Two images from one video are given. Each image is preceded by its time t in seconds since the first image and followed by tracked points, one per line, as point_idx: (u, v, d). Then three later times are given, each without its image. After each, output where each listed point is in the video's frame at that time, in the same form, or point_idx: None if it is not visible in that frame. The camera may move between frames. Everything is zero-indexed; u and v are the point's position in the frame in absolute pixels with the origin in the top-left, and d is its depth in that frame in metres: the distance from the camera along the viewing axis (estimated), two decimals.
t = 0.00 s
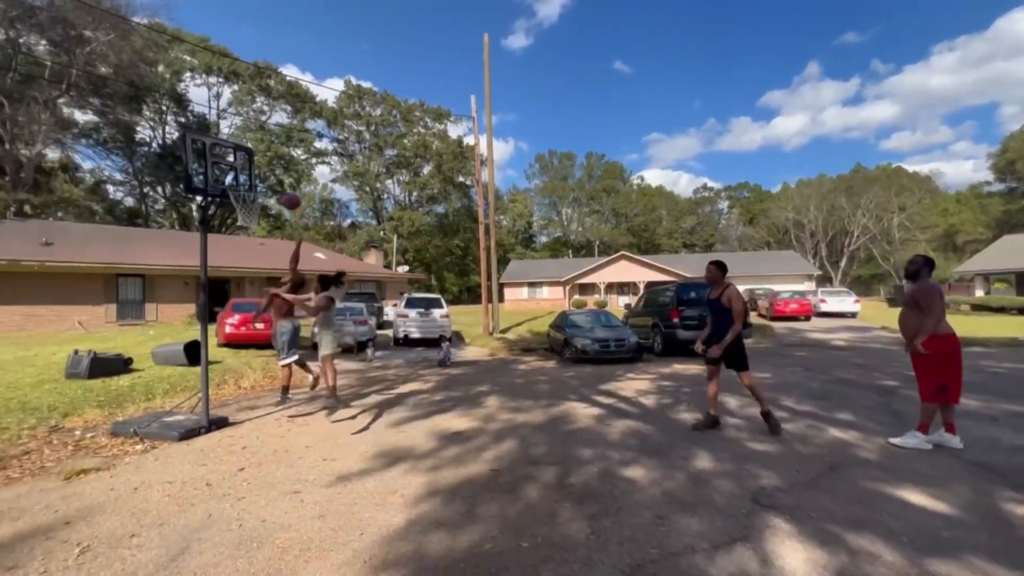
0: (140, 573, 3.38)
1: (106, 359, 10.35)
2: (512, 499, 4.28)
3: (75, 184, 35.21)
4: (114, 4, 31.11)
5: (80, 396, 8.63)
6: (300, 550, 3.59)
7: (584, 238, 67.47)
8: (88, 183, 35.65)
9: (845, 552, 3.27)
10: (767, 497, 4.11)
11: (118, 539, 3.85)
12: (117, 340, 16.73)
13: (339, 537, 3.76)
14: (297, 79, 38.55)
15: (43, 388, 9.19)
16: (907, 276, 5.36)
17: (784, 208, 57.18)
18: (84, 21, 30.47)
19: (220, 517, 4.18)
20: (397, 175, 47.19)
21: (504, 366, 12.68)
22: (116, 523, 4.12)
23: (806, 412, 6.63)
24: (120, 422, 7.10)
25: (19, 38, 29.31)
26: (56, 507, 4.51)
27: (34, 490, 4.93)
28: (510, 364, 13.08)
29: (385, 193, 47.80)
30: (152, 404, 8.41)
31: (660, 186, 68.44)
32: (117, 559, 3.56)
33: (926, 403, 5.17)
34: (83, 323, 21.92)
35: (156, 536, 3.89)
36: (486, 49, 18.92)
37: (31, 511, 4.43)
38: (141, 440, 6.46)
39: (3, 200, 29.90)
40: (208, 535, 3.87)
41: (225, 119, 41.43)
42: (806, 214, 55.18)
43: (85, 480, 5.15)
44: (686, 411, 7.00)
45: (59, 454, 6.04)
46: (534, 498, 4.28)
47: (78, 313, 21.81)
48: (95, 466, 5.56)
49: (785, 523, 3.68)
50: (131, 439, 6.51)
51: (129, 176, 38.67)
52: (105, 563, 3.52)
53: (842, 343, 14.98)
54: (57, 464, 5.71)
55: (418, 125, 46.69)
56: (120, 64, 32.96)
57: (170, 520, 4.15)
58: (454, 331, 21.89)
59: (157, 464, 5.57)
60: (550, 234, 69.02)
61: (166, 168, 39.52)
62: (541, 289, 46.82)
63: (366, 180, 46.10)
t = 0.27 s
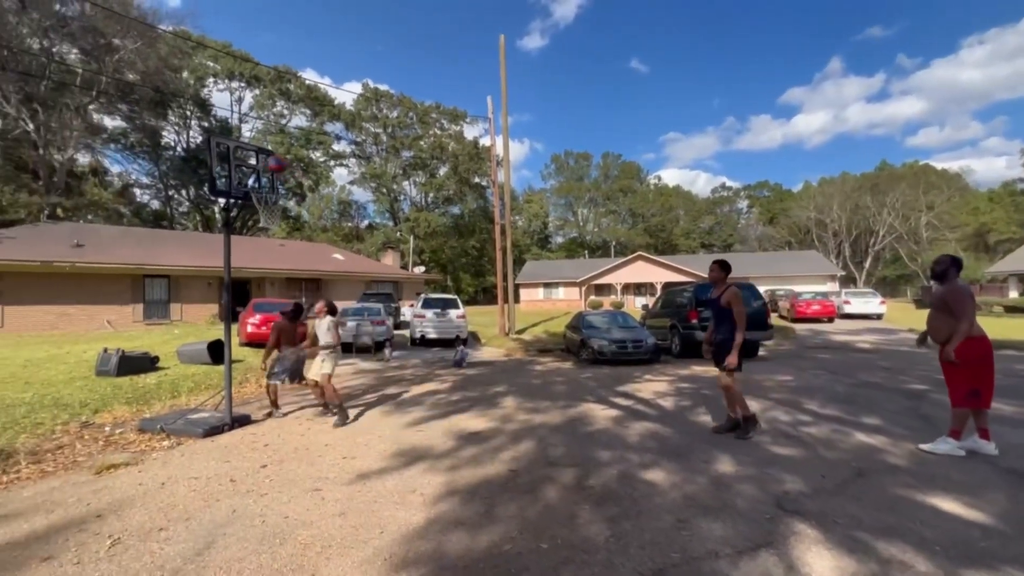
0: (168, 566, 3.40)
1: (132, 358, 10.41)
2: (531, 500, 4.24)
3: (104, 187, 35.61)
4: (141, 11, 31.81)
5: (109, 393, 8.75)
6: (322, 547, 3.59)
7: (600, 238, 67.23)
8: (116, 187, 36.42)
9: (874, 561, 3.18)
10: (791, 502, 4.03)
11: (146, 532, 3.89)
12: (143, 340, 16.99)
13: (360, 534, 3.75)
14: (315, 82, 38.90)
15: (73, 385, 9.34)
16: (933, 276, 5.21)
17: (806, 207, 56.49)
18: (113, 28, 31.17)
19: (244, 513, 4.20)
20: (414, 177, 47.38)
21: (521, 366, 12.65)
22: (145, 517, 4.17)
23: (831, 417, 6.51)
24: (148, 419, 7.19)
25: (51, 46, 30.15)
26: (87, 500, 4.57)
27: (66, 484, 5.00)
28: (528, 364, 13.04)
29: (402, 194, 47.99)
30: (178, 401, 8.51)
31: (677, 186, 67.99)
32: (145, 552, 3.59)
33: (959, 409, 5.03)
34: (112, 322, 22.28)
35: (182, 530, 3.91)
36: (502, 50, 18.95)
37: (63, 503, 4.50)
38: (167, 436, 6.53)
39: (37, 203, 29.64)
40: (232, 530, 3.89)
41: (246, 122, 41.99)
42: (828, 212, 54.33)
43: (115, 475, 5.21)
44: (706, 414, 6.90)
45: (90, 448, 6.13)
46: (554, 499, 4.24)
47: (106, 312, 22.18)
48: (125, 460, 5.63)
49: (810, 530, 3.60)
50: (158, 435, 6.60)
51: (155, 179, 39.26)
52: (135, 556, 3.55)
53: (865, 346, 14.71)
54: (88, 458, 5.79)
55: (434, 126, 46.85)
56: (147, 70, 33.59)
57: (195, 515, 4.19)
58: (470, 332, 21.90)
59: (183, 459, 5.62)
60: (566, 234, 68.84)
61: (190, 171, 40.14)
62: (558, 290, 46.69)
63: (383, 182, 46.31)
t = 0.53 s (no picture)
0: (185, 562, 3.41)
1: (149, 356, 10.51)
2: (543, 501, 4.21)
3: (123, 189, 36.12)
4: (159, 15, 32.23)
5: (127, 391, 8.82)
6: (336, 545, 3.59)
7: (611, 238, 67.06)
8: (134, 189, 36.96)
9: (893, 567, 3.12)
10: (807, 507, 3.97)
11: (163, 528, 3.90)
12: (159, 338, 17.16)
13: (373, 533, 3.74)
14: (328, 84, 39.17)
15: (92, 383, 9.43)
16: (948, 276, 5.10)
17: (821, 207, 56.04)
18: (131, 33, 31.56)
19: (259, 511, 4.20)
20: (425, 178, 47.52)
21: (532, 367, 12.61)
22: (162, 513, 4.18)
23: (848, 420, 6.42)
24: (164, 416, 7.24)
25: (71, 50, 30.68)
26: (107, 495, 4.61)
27: (85, 479, 5.04)
28: (539, 365, 13.01)
29: (413, 195, 48.12)
30: (193, 399, 8.56)
31: (689, 186, 67.69)
32: (163, 547, 3.60)
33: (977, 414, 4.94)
34: (129, 321, 22.50)
35: (198, 527, 3.92)
36: (512, 51, 18.92)
37: (84, 498, 4.53)
38: (183, 434, 6.56)
39: (59, 204, 30.00)
40: (248, 527, 3.90)
41: (260, 124, 42.33)
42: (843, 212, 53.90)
43: (133, 471, 5.25)
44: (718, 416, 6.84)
45: (109, 445, 6.18)
46: (566, 501, 4.21)
47: (124, 312, 22.40)
48: (143, 457, 5.67)
49: (827, 535, 3.54)
50: (174, 432, 6.64)
51: (171, 181, 39.67)
52: (153, 551, 3.56)
53: (880, 348, 14.53)
54: (107, 455, 5.83)
55: (445, 127, 47.00)
56: (164, 74, 33.87)
57: (210, 512, 4.19)
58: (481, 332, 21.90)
59: (199, 457, 5.65)
60: (577, 234, 68.72)
61: (206, 172, 40.53)
62: (568, 291, 46.61)
63: (394, 183, 46.47)
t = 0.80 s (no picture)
0: (193, 559, 3.41)
1: (158, 354, 10.57)
2: (550, 501, 4.19)
3: (132, 189, 36.50)
4: (169, 17, 32.37)
5: (136, 389, 8.86)
6: (342, 544, 3.58)
7: (617, 238, 66.95)
8: (142, 188, 37.21)
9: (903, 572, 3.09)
10: (815, 510, 3.94)
11: (172, 525, 3.91)
12: (168, 337, 17.25)
13: (379, 532, 3.74)
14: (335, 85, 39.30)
15: (102, 381, 9.48)
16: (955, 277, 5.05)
17: (829, 207, 55.78)
18: (141, 35, 31.76)
19: (266, 509, 4.20)
20: (431, 177, 47.59)
21: (538, 367, 12.59)
22: (172, 510, 4.20)
23: (856, 422, 6.37)
24: (172, 414, 7.26)
25: (83, 52, 30.97)
26: (116, 492, 4.63)
27: (96, 476, 5.06)
28: (545, 365, 12.99)
29: (419, 195, 48.20)
30: (201, 397, 8.59)
31: (695, 186, 67.50)
32: (172, 544, 3.61)
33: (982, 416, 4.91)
34: (139, 320, 22.62)
35: (206, 524, 3.93)
36: (519, 50, 18.88)
37: (94, 495, 4.55)
38: (191, 431, 6.58)
39: (70, 204, 30.20)
40: (255, 525, 3.90)
41: (268, 125, 42.50)
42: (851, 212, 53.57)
43: (142, 468, 5.27)
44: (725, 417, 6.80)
45: (119, 442, 6.20)
46: (573, 502, 4.19)
47: (134, 310, 22.53)
48: (152, 454, 5.69)
49: (836, 538, 3.51)
50: (182, 430, 6.65)
51: (180, 181, 39.89)
52: (162, 548, 3.57)
53: (888, 349, 14.43)
54: (117, 452, 5.86)
55: (451, 127, 47.07)
56: (174, 75, 34.00)
57: (219, 509, 4.20)
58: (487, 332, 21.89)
59: (207, 455, 5.67)
60: (583, 234, 68.63)
61: (214, 172, 40.74)
62: (574, 291, 46.56)
63: (400, 183, 46.56)
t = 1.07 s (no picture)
0: (196, 557, 3.42)
1: (163, 353, 10.59)
2: (551, 501, 4.19)
3: (136, 187, 36.57)
4: (172, 16, 32.38)
5: (139, 387, 8.86)
6: (344, 542, 3.58)
7: (620, 238, 66.91)
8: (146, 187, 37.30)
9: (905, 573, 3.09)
10: (818, 510, 3.93)
11: (175, 523, 3.91)
12: (171, 335, 17.26)
13: (382, 531, 3.74)
14: (338, 84, 39.32)
15: (106, 379, 9.50)
16: (956, 277, 5.07)
17: (832, 207, 55.72)
18: (144, 33, 31.75)
19: (268, 507, 4.20)
20: (433, 177, 47.61)
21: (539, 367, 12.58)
22: (175, 508, 4.21)
23: (859, 423, 6.35)
24: (175, 412, 7.26)
25: (86, 51, 31.06)
26: (120, 490, 4.63)
27: (99, 474, 5.07)
28: (547, 364, 12.97)
29: (421, 194, 48.26)
30: (205, 395, 8.59)
31: (698, 185, 67.42)
32: (174, 542, 3.61)
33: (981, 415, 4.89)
34: (142, 318, 22.69)
35: (209, 522, 3.94)
36: (521, 49, 18.85)
37: (98, 492, 4.56)
38: (193, 429, 6.58)
39: (74, 203, 30.28)
40: (258, 523, 3.90)
41: (271, 124, 42.56)
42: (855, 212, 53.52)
43: (145, 466, 5.28)
44: (727, 417, 6.79)
45: (122, 440, 6.21)
46: (574, 501, 4.19)
47: (136, 309, 22.58)
48: (155, 452, 5.70)
49: (839, 539, 3.50)
50: (184, 428, 6.65)
51: (184, 180, 39.99)
52: (165, 545, 3.57)
53: (891, 349, 14.39)
54: (120, 450, 5.86)
55: (453, 127, 47.12)
56: (177, 74, 34.02)
57: (221, 507, 4.20)
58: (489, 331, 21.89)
59: (210, 453, 5.67)
60: (585, 234, 68.61)
61: (217, 171, 40.82)
62: (576, 290, 46.56)
63: (402, 182, 46.65)
